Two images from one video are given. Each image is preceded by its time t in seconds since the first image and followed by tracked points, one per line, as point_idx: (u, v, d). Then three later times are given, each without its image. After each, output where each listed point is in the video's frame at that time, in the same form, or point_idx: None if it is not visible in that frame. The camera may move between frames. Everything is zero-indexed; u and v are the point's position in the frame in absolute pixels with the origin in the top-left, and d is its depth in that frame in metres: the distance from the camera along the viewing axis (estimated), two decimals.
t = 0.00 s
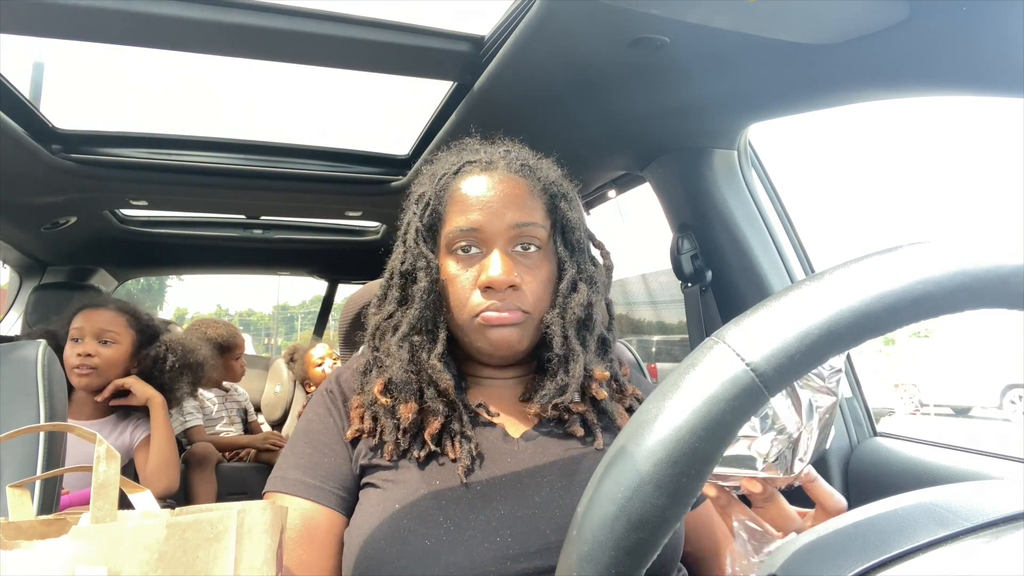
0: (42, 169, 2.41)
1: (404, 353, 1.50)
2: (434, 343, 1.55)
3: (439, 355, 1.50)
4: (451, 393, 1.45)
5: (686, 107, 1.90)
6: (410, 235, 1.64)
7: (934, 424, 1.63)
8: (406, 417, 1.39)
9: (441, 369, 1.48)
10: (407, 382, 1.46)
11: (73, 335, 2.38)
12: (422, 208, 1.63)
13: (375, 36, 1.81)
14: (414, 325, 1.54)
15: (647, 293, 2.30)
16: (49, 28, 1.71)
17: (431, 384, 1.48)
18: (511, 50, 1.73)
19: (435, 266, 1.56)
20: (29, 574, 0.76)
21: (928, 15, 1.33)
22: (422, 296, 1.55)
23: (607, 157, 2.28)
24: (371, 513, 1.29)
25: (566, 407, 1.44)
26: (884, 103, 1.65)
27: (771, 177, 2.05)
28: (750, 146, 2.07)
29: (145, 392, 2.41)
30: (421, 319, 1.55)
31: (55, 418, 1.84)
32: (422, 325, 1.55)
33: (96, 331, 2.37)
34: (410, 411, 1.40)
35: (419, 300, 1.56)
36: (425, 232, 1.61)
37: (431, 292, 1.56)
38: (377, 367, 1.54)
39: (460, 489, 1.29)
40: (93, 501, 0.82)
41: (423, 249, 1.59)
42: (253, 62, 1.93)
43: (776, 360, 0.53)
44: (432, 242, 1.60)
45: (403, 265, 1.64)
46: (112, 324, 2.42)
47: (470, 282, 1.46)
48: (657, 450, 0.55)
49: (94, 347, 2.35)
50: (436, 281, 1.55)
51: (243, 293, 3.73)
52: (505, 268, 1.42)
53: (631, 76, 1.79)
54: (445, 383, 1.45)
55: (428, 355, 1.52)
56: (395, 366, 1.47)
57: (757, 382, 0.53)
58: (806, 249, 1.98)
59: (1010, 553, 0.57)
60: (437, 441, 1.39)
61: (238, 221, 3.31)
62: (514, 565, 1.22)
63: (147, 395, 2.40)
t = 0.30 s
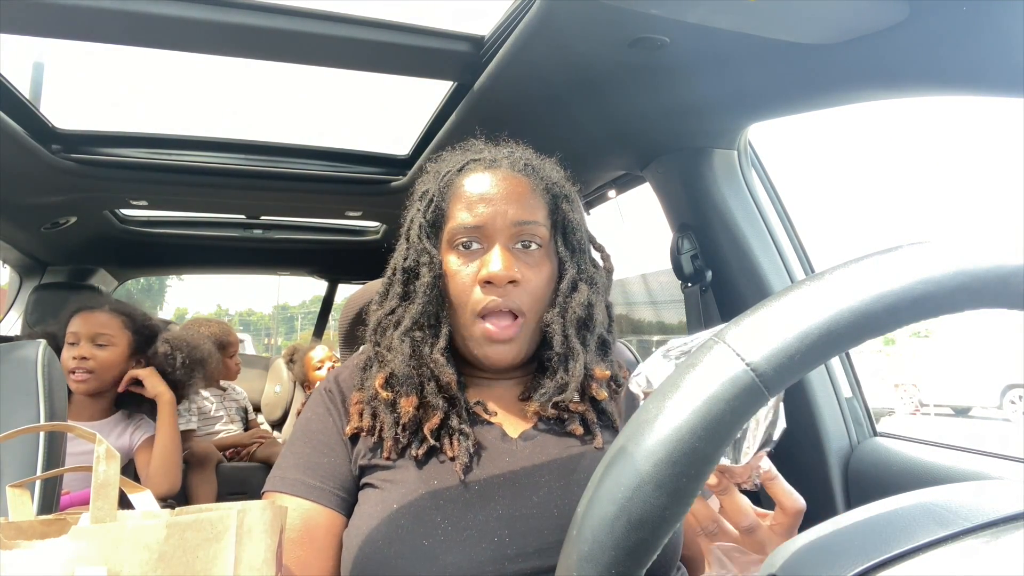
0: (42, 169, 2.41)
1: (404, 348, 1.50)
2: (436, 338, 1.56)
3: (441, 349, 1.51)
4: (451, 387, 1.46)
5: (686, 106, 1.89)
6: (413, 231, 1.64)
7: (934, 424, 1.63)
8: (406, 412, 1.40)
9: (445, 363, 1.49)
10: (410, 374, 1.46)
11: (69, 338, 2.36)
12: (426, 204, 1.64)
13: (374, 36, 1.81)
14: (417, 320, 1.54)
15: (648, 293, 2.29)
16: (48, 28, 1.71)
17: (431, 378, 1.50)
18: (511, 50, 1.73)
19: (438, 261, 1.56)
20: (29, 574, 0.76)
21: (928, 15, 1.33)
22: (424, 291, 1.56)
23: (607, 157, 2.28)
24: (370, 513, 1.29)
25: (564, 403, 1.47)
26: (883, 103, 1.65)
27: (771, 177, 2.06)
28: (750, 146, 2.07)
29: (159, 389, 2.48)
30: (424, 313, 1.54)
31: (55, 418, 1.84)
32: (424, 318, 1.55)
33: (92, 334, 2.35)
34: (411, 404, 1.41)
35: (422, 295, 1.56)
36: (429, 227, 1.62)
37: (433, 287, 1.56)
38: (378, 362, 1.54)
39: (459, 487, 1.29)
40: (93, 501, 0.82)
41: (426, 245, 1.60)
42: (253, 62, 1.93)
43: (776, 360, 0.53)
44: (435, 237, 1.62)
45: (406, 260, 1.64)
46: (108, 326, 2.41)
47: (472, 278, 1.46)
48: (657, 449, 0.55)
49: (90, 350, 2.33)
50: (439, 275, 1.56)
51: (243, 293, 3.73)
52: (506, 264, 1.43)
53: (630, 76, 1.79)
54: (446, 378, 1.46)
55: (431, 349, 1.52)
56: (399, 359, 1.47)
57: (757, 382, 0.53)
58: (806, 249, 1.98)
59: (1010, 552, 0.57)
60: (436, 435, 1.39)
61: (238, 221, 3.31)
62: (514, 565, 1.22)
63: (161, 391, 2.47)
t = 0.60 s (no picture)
0: (42, 169, 2.41)
1: (403, 344, 1.52)
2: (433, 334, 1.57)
3: (438, 345, 1.52)
4: (447, 382, 1.46)
5: (685, 106, 1.90)
6: (412, 228, 1.66)
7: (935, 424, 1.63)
8: (402, 407, 1.40)
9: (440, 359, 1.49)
10: (406, 370, 1.48)
11: (69, 339, 2.37)
12: (425, 202, 1.65)
13: (374, 36, 1.81)
14: (414, 316, 1.57)
15: (647, 293, 2.29)
16: (48, 28, 1.71)
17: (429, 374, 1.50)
18: (511, 50, 1.74)
19: (434, 259, 1.58)
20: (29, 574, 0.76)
21: (928, 14, 1.33)
22: (422, 287, 1.58)
23: (607, 156, 2.28)
24: (368, 515, 1.29)
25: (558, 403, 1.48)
26: (883, 103, 1.65)
27: (770, 177, 2.05)
28: (749, 146, 2.07)
29: (148, 389, 2.38)
30: (421, 310, 1.57)
31: (55, 418, 1.84)
32: (422, 314, 1.57)
33: (94, 337, 2.38)
34: (408, 398, 1.41)
35: (419, 292, 1.58)
36: (427, 225, 1.64)
37: (431, 284, 1.58)
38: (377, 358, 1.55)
39: (456, 489, 1.29)
40: (92, 501, 0.82)
41: (424, 242, 1.62)
42: (253, 62, 1.93)
43: (775, 360, 0.53)
44: (433, 235, 1.63)
45: (405, 258, 1.66)
46: (109, 329, 2.44)
47: (467, 275, 1.46)
48: (657, 450, 0.55)
49: (92, 353, 2.36)
50: (436, 271, 1.58)
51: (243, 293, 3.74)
52: (501, 262, 1.42)
53: (628, 76, 1.79)
54: (440, 373, 1.46)
55: (427, 344, 1.54)
56: (395, 355, 1.49)
57: (757, 382, 0.53)
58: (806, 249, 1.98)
59: (1009, 553, 0.57)
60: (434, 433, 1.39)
61: (238, 221, 3.31)
62: (513, 565, 1.23)
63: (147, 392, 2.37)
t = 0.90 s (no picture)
0: (43, 169, 2.41)
1: (403, 340, 1.54)
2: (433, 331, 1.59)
3: (438, 341, 1.54)
4: (446, 378, 1.48)
5: (685, 106, 1.89)
6: (417, 227, 1.68)
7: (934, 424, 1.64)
8: (402, 402, 1.41)
9: (438, 353, 1.52)
10: (406, 365, 1.49)
11: (75, 339, 2.39)
12: (430, 201, 1.67)
13: (374, 36, 1.81)
14: (416, 312, 1.58)
15: (648, 292, 2.21)
16: (48, 28, 1.71)
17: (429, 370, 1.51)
18: (511, 51, 1.74)
19: (437, 257, 1.61)
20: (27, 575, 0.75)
21: (928, 14, 1.34)
22: (423, 283, 1.60)
23: (607, 156, 2.28)
24: (369, 515, 1.29)
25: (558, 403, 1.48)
26: (882, 103, 1.65)
27: (771, 178, 2.05)
28: (750, 146, 2.07)
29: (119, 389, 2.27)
30: (422, 307, 1.59)
31: (55, 419, 1.84)
32: (423, 311, 1.59)
33: (103, 342, 2.41)
34: (407, 394, 1.42)
35: (420, 289, 1.59)
36: (431, 223, 1.66)
37: (432, 281, 1.60)
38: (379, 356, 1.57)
39: (457, 490, 1.29)
40: (92, 501, 0.82)
41: (426, 240, 1.64)
42: (252, 62, 1.93)
43: (775, 359, 0.53)
44: (437, 233, 1.64)
45: (408, 257, 1.68)
46: (116, 334, 2.47)
47: (468, 273, 1.46)
48: (657, 449, 0.55)
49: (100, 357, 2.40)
50: (438, 267, 1.60)
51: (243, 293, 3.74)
52: (502, 261, 1.42)
53: (628, 76, 1.79)
54: (440, 369, 1.48)
55: (428, 341, 1.56)
56: (395, 350, 1.51)
57: (757, 382, 0.53)
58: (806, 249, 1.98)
59: (1010, 552, 0.57)
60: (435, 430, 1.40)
61: (239, 221, 3.31)
62: (512, 566, 1.23)
63: (119, 396, 2.27)
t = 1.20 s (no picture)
0: (42, 169, 2.41)
1: (405, 343, 1.54)
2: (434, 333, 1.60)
3: (438, 344, 1.55)
4: (446, 381, 1.48)
5: (686, 106, 1.89)
6: (418, 227, 1.69)
7: (935, 424, 1.64)
8: (402, 404, 1.42)
9: (438, 355, 1.52)
10: (406, 367, 1.50)
11: (70, 339, 2.40)
12: (433, 201, 1.68)
13: (373, 36, 1.81)
14: (417, 314, 1.60)
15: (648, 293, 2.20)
16: (48, 28, 1.71)
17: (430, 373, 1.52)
18: (511, 50, 1.73)
19: (438, 257, 1.61)
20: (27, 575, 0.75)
21: (928, 13, 1.33)
22: (425, 284, 1.60)
23: (606, 156, 2.28)
24: (369, 516, 1.29)
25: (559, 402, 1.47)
26: (882, 103, 1.66)
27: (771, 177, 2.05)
28: (750, 146, 2.06)
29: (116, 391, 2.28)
30: (423, 309, 1.60)
31: (55, 418, 1.84)
32: (423, 313, 1.60)
33: (99, 340, 2.42)
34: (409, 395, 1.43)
35: (422, 290, 1.60)
36: (434, 224, 1.67)
37: (433, 282, 1.60)
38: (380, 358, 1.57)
39: (457, 492, 1.29)
40: (92, 501, 0.82)
41: (428, 241, 1.65)
42: (253, 62, 1.93)
43: (775, 359, 0.53)
44: (438, 233, 1.65)
45: (410, 257, 1.68)
46: (111, 330, 2.48)
47: (472, 273, 1.45)
48: (658, 450, 0.55)
49: (97, 355, 2.41)
50: (439, 269, 1.60)
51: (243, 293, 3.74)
52: (508, 260, 1.41)
53: (630, 76, 1.79)
54: (441, 370, 1.49)
55: (428, 343, 1.57)
56: (395, 353, 1.52)
57: (757, 382, 0.53)
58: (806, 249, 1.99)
59: (1009, 552, 0.58)
60: (437, 433, 1.40)
61: (238, 221, 3.30)
62: (513, 568, 1.22)
63: (119, 395, 2.28)
